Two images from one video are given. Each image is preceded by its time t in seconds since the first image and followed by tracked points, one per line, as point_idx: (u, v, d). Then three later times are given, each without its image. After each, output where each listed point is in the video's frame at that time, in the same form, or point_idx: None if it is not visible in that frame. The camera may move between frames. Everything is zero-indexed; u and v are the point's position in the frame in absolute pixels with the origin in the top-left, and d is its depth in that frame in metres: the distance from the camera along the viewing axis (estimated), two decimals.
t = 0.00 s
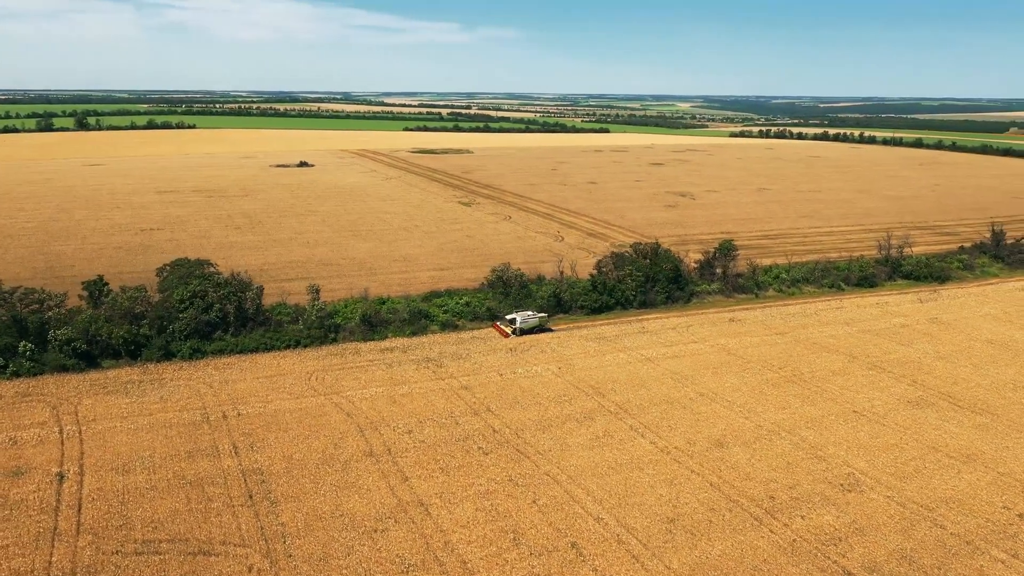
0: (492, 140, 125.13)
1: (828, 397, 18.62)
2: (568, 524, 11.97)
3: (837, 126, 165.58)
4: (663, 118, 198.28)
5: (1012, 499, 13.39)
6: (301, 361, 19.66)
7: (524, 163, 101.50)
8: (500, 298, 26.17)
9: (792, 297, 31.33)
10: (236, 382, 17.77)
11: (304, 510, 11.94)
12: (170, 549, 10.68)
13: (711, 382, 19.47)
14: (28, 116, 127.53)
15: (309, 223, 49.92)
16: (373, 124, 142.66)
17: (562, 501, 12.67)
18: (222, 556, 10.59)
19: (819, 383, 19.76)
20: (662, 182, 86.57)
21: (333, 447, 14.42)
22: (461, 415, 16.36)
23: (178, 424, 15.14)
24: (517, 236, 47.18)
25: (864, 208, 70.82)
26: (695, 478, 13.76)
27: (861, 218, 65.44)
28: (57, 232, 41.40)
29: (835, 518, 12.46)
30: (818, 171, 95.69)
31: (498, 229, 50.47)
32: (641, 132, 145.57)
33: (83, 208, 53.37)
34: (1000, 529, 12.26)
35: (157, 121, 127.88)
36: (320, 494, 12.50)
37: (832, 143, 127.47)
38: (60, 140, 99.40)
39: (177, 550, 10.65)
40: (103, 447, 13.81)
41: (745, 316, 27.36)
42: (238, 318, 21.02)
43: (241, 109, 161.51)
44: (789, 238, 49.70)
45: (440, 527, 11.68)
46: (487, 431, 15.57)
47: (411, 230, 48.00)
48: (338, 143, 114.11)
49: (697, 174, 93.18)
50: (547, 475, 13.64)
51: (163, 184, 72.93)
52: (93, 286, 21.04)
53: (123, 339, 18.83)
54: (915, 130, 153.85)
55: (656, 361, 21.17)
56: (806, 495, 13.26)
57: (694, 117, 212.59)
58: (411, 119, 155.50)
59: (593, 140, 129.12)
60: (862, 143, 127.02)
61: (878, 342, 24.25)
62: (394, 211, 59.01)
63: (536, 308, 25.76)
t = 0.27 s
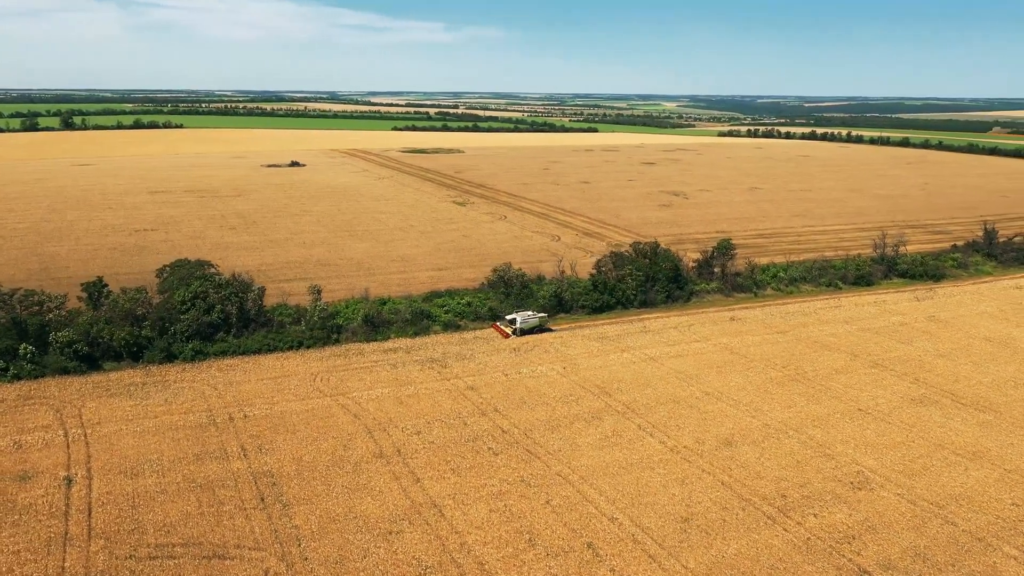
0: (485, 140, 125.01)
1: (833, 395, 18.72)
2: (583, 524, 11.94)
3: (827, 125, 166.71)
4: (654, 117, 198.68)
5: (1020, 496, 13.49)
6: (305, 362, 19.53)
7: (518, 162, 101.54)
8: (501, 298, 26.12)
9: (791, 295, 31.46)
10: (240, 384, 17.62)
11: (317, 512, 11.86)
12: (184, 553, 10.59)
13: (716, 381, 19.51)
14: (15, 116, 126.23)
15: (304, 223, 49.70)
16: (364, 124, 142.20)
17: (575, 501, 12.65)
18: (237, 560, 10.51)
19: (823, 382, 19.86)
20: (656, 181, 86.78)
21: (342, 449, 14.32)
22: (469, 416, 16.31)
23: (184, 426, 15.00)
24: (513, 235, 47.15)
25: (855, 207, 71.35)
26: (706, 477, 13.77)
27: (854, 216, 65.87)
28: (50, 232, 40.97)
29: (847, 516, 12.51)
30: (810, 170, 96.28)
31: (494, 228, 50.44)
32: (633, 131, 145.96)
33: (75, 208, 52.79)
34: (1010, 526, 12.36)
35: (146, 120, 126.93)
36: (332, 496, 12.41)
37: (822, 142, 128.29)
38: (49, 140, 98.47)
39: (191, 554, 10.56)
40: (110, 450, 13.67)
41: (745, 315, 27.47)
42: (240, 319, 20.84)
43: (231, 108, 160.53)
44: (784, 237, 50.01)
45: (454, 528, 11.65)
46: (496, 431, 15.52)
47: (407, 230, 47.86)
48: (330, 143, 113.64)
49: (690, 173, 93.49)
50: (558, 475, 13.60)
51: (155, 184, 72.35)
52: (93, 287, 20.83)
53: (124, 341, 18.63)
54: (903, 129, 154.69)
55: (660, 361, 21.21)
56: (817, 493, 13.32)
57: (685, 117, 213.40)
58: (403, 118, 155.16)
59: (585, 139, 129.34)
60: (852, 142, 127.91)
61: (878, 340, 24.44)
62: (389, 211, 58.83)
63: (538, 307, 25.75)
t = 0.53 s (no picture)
0: (479, 139, 124.91)
1: (837, 394, 18.80)
2: (596, 524, 11.92)
3: (818, 124, 167.63)
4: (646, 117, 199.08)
5: None
6: (308, 363, 19.42)
7: (512, 162, 101.49)
8: (503, 298, 26.07)
9: (790, 294, 31.60)
10: (245, 385, 17.50)
11: (329, 514, 11.79)
12: (198, 556, 10.51)
13: (720, 380, 19.57)
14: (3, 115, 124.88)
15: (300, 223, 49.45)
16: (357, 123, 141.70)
17: (586, 501, 12.63)
18: (251, 562, 10.44)
19: (826, 380, 19.95)
20: (650, 181, 86.99)
21: (350, 450, 14.25)
22: (476, 416, 16.26)
23: (190, 429, 14.88)
24: (510, 235, 47.14)
25: (848, 206, 71.78)
26: (716, 476, 13.78)
27: (847, 215, 66.26)
28: (43, 233, 40.55)
29: (858, 514, 12.55)
30: (803, 169, 96.77)
31: (491, 228, 50.39)
32: (626, 131, 146.25)
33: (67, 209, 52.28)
34: (1019, 523, 12.43)
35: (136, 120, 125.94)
36: (343, 498, 12.34)
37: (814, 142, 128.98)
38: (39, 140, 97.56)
39: (205, 557, 10.49)
40: (116, 453, 13.54)
41: (745, 314, 27.56)
42: (242, 320, 20.71)
43: (222, 108, 159.56)
44: (780, 236, 50.24)
45: (468, 529, 11.60)
46: (504, 432, 15.48)
47: (404, 230, 47.71)
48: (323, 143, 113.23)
49: (684, 172, 93.75)
50: (569, 476, 13.57)
51: (148, 184, 71.78)
52: (93, 288, 20.65)
53: (126, 342, 18.48)
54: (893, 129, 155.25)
55: (664, 360, 21.24)
56: (827, 491, 13.36)
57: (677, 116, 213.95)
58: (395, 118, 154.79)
59: (579, 139, 129.45)
60: (844, 141, 128.65)
61: (879, 339, 24.61)
62: (384, 211, 58.61)
63: (539, 307, 25.73)
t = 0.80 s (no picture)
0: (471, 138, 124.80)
1: (841, 392, 18.91)
2: (611, 524, 11.91)
3: (808, 124, 168.72)
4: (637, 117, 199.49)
5: None
6: (312, 364, 19.29)
7: (505, 161, 101.41)
8: (504, 298, 26.04)
9: (788, 293, 31.81)
10: (250, 387, 17.37)
11: (343, 517, 11.71)
12: (214, 560, 10.42)
13: (725, 379, 19.63)
14: None
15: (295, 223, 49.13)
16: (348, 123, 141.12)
17: (600, 501, 12.62)
18: (268, 566, 10.36)
19: (830, 378, 20.05)
20: (643, 180, 87.26)
21: (360, 452, 14.16)
22: (484, 417, 16.21)
23: (197, 432, 14.73)
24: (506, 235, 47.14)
25: (840, 205, 72.28)
26: (728, 475, 13.81)
27: (840, 214, 66.73)
28: (35, 234, 40.04)
29: (871, 512, 12.61)
30: (794, 168, 97.37)
31: (486, 228, 50.33)
32: (618, 130, 146.56)
33: (57, 209, 51.67)
34: None
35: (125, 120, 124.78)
36: (356, 500, 12.28)
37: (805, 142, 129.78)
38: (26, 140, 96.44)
39: (221, 561, 10.40)
40: (124, 456, 13.40)
41: (745, 313, 27.67)
42: (243, 321, 20.53)
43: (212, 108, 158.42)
44: (774, 235, 50.52)
45: (483, 530, 11.56)
46: (514, 432, 15.43)
47: (400, 230, 47.52)
48: (315, 142, 112.77)
49: (676, 171, 94.06)
50: (581, 476, 13.55)
51: (138, 185, 71.13)
52: (91, 290, 20.37)
53: (127, 345, 18.27)
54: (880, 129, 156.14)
55: (668, 359, 21.31)
56: (838, 489, 13.43)
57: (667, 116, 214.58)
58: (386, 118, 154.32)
59: (571, 138, 129.58)
60: (834, 140, 129.54)
61: (879, 337, 24.82)
62: (378, 211, 58.37)
63: (541, 307, 25.71)
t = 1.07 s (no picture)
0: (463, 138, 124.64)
1: (845, 390, 19.02)
2: (627, 524, 11.89)
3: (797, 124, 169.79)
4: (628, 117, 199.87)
5: None
6: (317, 366, 19.17)
7: (497, 161, 101.33)
8: (506, 298, 25.99)
9: (786, 292, 31.98)
10: (255, 389, 17.24)
11: (358, 519, 11.64)
12: (230, 564, 10.34)
13: (730, 378, 19.68)
14: None
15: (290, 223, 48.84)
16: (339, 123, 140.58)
17: (614, 501, 12.61)
18: (286, 570, 10.28)
19: (834, 377, 20.16)
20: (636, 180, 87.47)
21: (371, 453, 14.08)
22: (493, 417, 16.16)
23: (204, 434, 14.60)
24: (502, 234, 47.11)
25: (832, 204, 72.77)
26: (739, 474, 13.84)
27: (832, 213, 67.18)
28: (26, 236, 39.56)
29: (883, 510, 12.68)
30: (785, 167, 97.96)
31: (482, 228, 50.27)
32: (609, 130, 146.86)
33: (48, 211, 51.11)
34: None
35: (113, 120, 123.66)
36: (370, 502, 12.21)
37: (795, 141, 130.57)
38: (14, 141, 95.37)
39: (237, 565, 10.31)
40: (132, 460, 13.27)
41: (745, 312, 27.79)
42: (246, 322, 20.36)
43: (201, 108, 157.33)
44: (769, 234, 50.78)
45: (499, 532, 11.52)
46: (523, 433, 15.40)
47: (396, 230, 47.37)
48: (306, 143, 112.26)
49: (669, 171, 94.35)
50: (594, 476, 13.54)
51: (129, 185, 70.49)
52: (91, 291, 20.12)
53: (129, 347, 18.07)
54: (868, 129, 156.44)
55: (672, 359, 21.36)
56: (849, 488, 13.49)
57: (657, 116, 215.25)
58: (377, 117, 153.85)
59: (563, 138, 129.70)
60: (824, 139, 130.44)
61: (878, 335, 25.01)
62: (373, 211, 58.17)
63: (542, 307, 25.69)
